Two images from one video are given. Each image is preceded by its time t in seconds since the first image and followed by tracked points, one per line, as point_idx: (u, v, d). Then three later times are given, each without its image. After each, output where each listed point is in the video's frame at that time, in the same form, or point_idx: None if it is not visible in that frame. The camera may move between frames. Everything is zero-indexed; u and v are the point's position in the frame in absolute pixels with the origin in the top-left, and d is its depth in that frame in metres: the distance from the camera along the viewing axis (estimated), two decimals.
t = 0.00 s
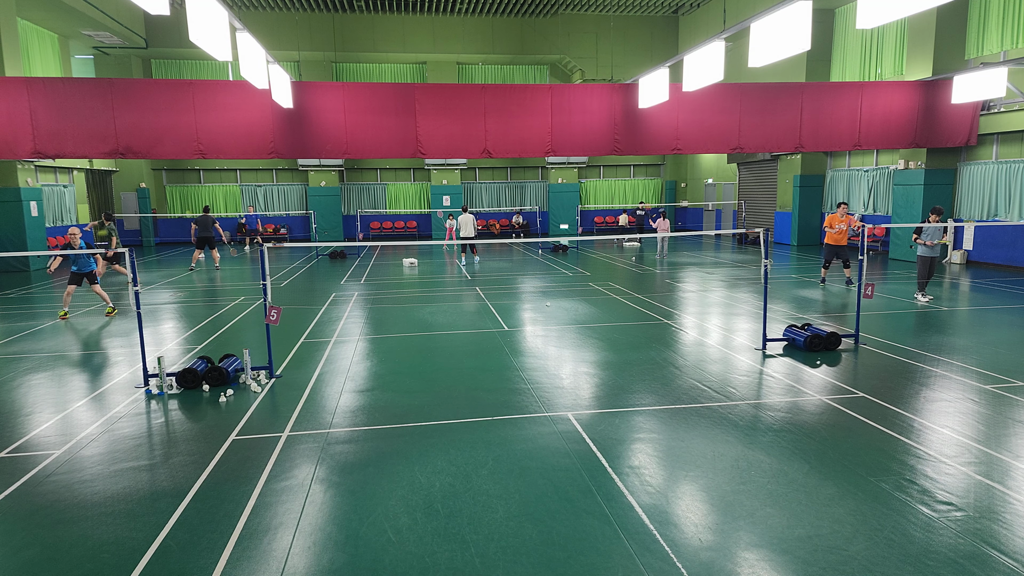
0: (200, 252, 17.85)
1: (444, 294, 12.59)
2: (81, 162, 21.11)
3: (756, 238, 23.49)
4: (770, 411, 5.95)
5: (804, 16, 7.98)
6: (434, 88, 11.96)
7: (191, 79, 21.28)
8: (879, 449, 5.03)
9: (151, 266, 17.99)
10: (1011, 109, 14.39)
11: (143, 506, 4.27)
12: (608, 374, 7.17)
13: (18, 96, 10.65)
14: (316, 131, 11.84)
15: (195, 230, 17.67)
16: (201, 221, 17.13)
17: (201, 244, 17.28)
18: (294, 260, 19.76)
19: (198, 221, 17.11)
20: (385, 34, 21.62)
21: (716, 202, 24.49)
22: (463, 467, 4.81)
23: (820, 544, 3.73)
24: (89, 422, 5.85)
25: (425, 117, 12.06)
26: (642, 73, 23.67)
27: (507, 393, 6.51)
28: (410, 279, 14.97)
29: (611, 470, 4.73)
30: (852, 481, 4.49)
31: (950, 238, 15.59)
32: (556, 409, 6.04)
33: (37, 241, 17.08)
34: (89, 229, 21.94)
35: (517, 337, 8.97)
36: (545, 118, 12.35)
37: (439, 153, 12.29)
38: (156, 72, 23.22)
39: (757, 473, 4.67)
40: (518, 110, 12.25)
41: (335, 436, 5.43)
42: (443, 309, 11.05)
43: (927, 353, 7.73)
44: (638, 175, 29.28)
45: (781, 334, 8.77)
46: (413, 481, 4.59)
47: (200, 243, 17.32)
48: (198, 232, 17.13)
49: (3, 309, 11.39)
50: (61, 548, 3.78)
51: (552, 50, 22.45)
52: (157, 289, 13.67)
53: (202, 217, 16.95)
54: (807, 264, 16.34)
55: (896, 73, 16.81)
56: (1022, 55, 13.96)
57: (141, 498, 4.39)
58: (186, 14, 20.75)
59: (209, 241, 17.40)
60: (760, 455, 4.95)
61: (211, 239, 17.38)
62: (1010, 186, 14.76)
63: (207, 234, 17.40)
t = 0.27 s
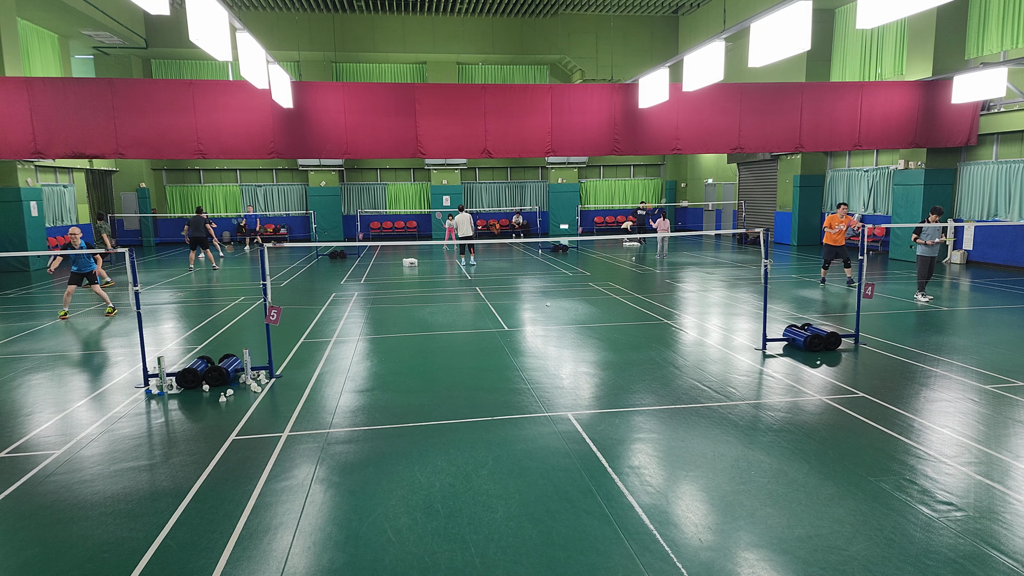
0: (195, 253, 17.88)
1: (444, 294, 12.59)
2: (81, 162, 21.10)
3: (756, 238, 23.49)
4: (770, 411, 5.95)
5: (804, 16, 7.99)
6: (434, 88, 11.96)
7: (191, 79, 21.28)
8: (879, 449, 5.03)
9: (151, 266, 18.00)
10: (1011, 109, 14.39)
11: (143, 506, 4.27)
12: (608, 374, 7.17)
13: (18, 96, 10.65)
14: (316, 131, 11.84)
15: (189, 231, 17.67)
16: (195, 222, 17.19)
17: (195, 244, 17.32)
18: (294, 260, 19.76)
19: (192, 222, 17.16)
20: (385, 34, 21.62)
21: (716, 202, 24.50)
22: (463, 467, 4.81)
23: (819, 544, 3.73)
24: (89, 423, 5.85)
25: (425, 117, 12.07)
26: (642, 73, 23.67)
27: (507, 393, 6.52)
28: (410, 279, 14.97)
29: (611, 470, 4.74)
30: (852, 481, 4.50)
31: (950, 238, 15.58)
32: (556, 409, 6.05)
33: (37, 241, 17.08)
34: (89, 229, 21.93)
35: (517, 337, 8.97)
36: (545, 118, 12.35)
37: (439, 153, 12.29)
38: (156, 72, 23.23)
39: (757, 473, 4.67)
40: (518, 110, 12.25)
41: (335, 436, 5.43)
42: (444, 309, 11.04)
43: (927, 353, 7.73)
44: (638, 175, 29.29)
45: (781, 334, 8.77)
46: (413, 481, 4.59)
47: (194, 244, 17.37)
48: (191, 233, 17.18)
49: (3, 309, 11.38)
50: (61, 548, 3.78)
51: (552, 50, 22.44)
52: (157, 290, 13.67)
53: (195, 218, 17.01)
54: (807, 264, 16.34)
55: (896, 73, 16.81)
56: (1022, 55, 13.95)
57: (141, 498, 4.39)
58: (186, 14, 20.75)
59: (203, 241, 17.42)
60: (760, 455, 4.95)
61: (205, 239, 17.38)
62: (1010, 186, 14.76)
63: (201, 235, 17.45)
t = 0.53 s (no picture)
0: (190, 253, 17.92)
1: (444, 294, 12.59)
2: (81, 162, 21.10)
3: (756, 238, 23.50)
4: (770, 411, 5.96)
5: (804, 16, 7.99)
6: (434, 88, 11.96)
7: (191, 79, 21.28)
8: (879, 449, 5.03)
9: (151, 266, 18.01)
10: (1011, 109, 14.38)
11: (143, 506, 4.27)
12: (608, 374, 7.17)
13: (18, 95, 10.65)
14: (316, 131, 11.84)
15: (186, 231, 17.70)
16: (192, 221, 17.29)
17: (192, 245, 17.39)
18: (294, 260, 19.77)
19: (189, 222, 17.23)
20: (385, 35, 21.63)
21: (715, 202, 24.49)
22: (463, 467, 4.81)
23: (819, 544, 3.73)
24: (89, 422, 5.85)
25: (425, 117, 12.07)
26: (642, 73, 23.68)
27: (507, 393, 6.52)
28: (410, 279, 14.97)
29: (611, 470, 4.74)
30: (852, 481, 4.50)
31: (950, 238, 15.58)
32: (556, 409, 6.05)
33: (37, 241, 17.08)
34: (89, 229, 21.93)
35: (517, 337, 8.97)
36: (544, 118, 12.35)
37: (439, 153, 12.29)
38: (156, 72, 23.23)
39: (757, 473, 4.67)
40: (518, 110, 12.25)
41: (335, 436, 5.43)
42: (444, 309, 11.05)
43: (927, 353, 7.73)
44: (638, 175, 29.28)
45: (781, 334, 8.78)
46: (413, 481, 4.59)
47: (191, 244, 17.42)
48: (188, 233, 17.22)
49: (3, 309, 11.39)
50: (61, 548, 3.78)
51: (552, 50, 22.45)
52: (157, 289, 13.68)
53: (193, 217, 17.09)
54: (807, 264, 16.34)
55: (896, 73, 16.82)
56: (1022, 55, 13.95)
57: (142, 498, 4.39)
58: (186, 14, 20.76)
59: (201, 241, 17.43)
60: (760, 455, 4.95)
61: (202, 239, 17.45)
62: (1010, 186, 14.76)
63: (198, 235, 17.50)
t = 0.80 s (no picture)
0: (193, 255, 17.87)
1: (444, 294, 12.59)
2: (81, 162, 21.09)
3: (756, 238, 23.50)
4: (770, 410, 5.95)
5: (804, 16, 8.00)
6: (434, 88, 11.96)
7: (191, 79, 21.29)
8: (879, 449, 5.03)
9: (151, 266, 18.01)
10: (1011, 109, 14.38)
11: (143, 506, 4.27)
12: (608, 374, 7.17)
13: (17, 96, 10.64)
14: (316, 131, 11.84)
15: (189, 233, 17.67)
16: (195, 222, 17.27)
17: (195, 246, 17.39)
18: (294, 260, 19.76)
19: (191, 224, 17.21)
20: (385, 35, 21.63)
21: (715, 202, 24.49)
22: (463, 467, 4.81)
23: (819, 544, 3.73)
24: (89, 422, 5.85)
25: (425, 117, 12.07)
26: (641, 73, 23.68)
27: (507, 393, 6.51)
28: (410, 279, 14.96)
29: (611, 470, 4.74)
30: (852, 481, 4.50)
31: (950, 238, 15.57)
32: (556, 409, 6.05)
33: (37, 241, 17.08)
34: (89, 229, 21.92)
35: (517, 337, 8.97)
36: (545, 118, 12.35)
37: (439, 153, 12.29)
38: (156, 72, 23.23)
39: (757, 472, 4.67)
40: (518, 110, 12.25)
41: (335, 436, 5.43)
42: (444, 309, 11.05)
43: (927, 353, 7.73)
44: (638, 175, 29.28)
45: (781, 334, 8.77)
46: (413, 481, 4.59)
47: (194, 245, 17.41)
48: (191, 234, 17.19)
49: (3, 309, 11.39)
50: (61, 548, 3.78)
51: (552, 50, 22.44)
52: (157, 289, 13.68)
53: (195, 219, 17.09)
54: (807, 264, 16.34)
55: (896, 73, 16.82)
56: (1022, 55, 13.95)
57: (142, 498, 4.39)
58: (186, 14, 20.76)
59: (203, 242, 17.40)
60: (760, 455, 4.95)
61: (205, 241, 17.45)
62: (1010, 186, 14.76)
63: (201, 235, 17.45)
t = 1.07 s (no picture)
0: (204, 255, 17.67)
1: (444, 295, 12.59)
2: (81, 162, 21.09)
3: (756, 238, 23.50)
4: (770, 411, 5.95)
5: (804, 16, 8.00)
6: (434, 88, 11.96)
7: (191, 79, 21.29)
8: (879, 449, 5.03)
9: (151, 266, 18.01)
10: (1011, 109, 14.38)
11: (143, 506, 4.27)
12: (608, 374, 7.17)
13: (17, 97, 10.68)
14: (316, 131, 11.84)
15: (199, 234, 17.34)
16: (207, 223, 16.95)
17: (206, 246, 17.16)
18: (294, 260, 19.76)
19: (201, 225, 16.87)
20: (386, 35, 21.64)
21: (715, 203, 24.49)
22: (463, 467, 4.81)
23: (819, 544, 3.73)
24: (89, 422, 5.85)
25: (425, 117, 12.07)
26: (641, 73, 23.68)
27: (507, 393, 6.51)
28: (410, 279, 14.97)
29: (611, 470, 4.73)
30: (853, 481, 4.49)
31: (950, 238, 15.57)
32: (556, 409, 6.05)
33: (37, 241, 17.08)
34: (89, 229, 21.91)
35: (517, 337, 8.97)
36: (545, 118, 12.35)
37: (439, 153, 12.29)
38: (156, 72, 23.23)
39: (757, 473, 4.67)
40: (518, 109, 12.25)
41: (335, 436, 5.43)
42: (444, 309, 11.05)
43: (927, 353, 7.73)
44: (638, 175, 29.28)
45: (781, 334, 8.77)
46: (413, 481, 4.59)
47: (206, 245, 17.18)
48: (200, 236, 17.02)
49: (3, 309, 11.39)
50: (62, 548, 3.78)
51: (552, 49, 22.45)
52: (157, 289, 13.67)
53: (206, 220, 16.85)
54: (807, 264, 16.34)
55: (896, 73, 16.82)
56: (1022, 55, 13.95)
57: (141, 498, 4.39)
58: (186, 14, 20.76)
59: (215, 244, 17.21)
60: (760, 455, 4.95)
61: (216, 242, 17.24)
62: (1010, 186, 14.76)
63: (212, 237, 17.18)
